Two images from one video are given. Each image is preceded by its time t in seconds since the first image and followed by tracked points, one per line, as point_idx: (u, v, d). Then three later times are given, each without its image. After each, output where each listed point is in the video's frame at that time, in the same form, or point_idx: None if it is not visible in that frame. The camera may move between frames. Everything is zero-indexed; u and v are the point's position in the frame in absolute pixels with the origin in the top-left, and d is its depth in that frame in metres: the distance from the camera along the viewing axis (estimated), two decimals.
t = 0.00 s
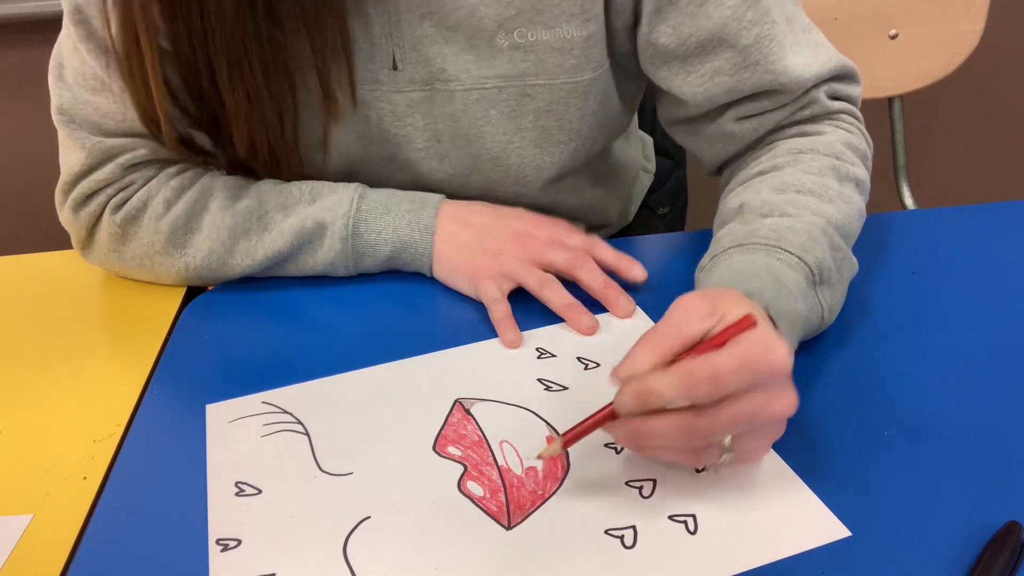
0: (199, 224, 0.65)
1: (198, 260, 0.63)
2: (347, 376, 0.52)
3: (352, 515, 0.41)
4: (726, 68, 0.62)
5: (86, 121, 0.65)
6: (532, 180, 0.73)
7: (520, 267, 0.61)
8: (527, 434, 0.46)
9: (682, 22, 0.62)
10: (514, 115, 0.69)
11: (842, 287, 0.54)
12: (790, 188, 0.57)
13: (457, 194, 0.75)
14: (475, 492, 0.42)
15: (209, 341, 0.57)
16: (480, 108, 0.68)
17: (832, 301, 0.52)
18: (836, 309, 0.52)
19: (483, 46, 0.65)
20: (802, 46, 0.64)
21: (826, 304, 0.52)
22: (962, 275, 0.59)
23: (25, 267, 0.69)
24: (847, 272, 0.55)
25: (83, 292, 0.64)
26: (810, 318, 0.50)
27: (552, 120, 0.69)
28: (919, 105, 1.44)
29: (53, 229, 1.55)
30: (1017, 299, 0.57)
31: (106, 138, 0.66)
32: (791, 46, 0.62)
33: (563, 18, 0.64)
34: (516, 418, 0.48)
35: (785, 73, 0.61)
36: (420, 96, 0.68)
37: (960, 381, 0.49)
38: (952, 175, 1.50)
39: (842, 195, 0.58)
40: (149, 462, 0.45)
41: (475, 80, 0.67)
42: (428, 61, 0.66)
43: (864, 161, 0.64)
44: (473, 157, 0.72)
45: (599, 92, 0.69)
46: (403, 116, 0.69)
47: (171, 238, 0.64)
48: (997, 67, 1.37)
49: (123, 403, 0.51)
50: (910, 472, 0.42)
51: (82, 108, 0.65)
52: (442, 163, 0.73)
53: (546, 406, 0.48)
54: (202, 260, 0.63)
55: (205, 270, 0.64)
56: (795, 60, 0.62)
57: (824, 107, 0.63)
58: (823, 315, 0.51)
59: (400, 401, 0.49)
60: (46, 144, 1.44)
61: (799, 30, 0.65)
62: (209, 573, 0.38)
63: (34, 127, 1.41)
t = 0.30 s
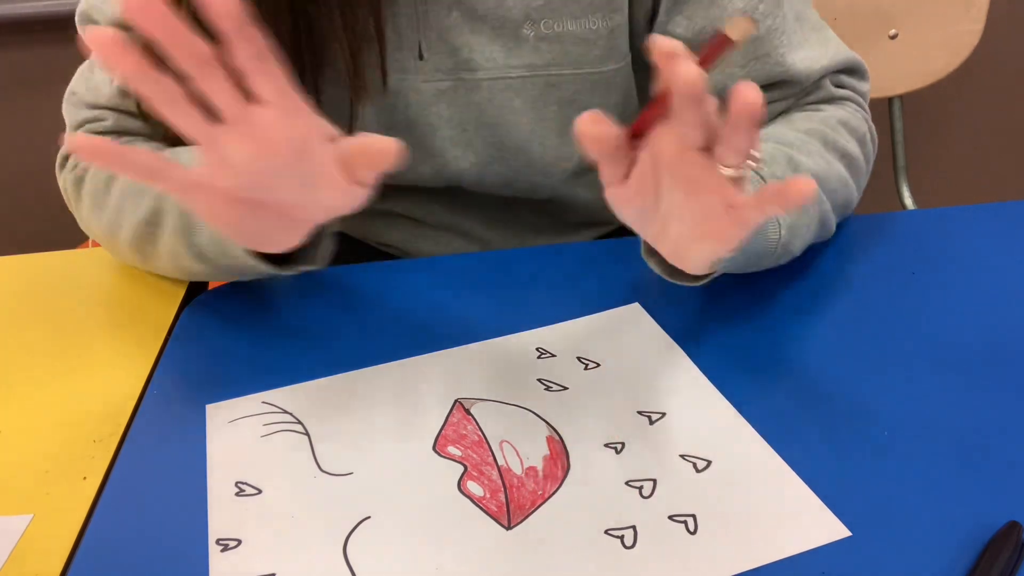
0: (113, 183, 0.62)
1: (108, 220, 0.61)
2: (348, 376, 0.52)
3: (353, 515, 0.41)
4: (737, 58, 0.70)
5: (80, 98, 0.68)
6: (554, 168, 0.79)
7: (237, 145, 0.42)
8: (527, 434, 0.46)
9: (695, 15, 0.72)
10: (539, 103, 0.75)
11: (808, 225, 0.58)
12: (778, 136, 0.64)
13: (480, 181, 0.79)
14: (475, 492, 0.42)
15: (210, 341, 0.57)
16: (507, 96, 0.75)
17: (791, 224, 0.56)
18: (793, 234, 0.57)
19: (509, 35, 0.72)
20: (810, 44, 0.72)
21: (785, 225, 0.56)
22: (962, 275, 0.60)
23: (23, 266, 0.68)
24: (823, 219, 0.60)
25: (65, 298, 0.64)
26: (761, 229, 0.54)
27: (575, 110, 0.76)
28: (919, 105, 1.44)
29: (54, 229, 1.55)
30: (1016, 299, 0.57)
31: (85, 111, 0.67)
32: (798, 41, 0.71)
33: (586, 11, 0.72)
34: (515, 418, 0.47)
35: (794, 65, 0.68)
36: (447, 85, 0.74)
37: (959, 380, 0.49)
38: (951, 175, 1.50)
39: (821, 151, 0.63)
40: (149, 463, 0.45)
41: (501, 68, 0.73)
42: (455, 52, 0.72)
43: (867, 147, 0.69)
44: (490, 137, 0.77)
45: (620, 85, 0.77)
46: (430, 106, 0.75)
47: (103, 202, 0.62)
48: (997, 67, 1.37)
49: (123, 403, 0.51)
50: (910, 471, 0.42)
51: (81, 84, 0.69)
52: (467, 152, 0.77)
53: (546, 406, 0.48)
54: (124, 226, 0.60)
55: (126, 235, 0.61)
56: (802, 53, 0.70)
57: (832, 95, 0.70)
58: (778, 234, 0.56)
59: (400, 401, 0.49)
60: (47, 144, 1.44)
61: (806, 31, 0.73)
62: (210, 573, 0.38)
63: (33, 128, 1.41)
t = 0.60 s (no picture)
0: (140, 212, 0.61)
1: (134, 249, 0.60)
2: (348, 375, 0.52)
3: (352, 515, 0.41)
4: (739, 57, 0.66)
5: (46, 110, 0.64)
6: (551, 174, 0.77)
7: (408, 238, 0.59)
8: (526, 434, 0.46)
9: (694, 15, 0.66)
10: (528, 113, 0.72)
11: (834, 258, 0.57)
12: (796, 159, 0.61)
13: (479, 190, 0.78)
14: (475, 492, 0.42)
15: (210, 341, 0.57)
16: (496, 105, 0.71)
17: (817, 264, 0.55)
18: (821, 273, 0.56)
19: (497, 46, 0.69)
20: (816, 32, 0.67)
21: (812, 268, 0.55)
22: (962, 274, 0.59)
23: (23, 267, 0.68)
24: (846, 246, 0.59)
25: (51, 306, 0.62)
26: (791, 278, 0.53)
27: (565, 119, 0.73)
28: (919, 105, 1.44)
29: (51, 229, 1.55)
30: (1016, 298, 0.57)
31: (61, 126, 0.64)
32: (804, 32, 0.66)
33: (575, 18, 0.68)
34: (516, 418, 0.47)
35: (797, 59, 0.65)
36: (437, 96, 0.71)
37: (959, 379, 0.49)
38: (951, 175, 1.50)
39: (847, 169, 0.61)
40: (151, 463, 0.45)
41: (490, 79, 0.70)
42: (441, 62, 0.69)
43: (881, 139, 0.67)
44: (494, 152, 0.75)
45: (611, 91, 0.74)
46: (421, 117, 0.72)
47: (113, 225, 0.61)
48: (997, 67, 1.37)
49: (122, 403, 0.51)
50: (910, 470, 0.42)
51: (42, 94, 0.64)
52: (461, 162, 0.76)
53: (545, 406, 0.48)
54: (142, 249, 0.60)
55: (144, 260, 0.60)
56: (805, 43, 0.65)
57: (841, 88, 0.67)
58: (808, 276, 0.54)
59: (400, 401, 0.49)
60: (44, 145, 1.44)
61: (812, 13, 0.68)
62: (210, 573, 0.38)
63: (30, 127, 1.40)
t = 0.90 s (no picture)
0: (132, 248, 0.61)
1: (134, 288, 0.60)
2: (346, 376, 0.52)
3: (353, 515, 0.41)
4: (740, 97, 0.62)
5: (21, 141, 0.62)
6: (531, 210, 0.76)
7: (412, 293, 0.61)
8: (527, 434, 0.46)
9: (690, 60, 0.62)
10: (510, 152, 0.71)
11: (841, 294, 0.53)
12: (801, 194, 0.57)
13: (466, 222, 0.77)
14: (475, 492, 0.42)
15: (210, 346, 0.57)
16: (477, 146, 0.70)
17: (823, 303, 0.52)
18: (827, 311, 0.52)
19: (477, 87, 0.67)
20: (824, 60, 0.62)
21: (817, 308, 0.51)
22: (961, 275, 0.59)
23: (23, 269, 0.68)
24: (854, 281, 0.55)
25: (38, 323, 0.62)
26: (794, 321, 0.49)
27: (545, 157, 0.71)
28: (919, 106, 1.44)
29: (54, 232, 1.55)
30: (1015, 299, 0.57)
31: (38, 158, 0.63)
32: (808, 62, 0.61)
33: (554, 64, 0.65)
34: (516, 418, 0.48)
35: (801, 97, 0.60)
36: (419, 136, 0.70)
37: (958, 380, 0.49)
38: (952, 176, 1.50)
39: (857, 198, 0.57)
40: (153, 462, 0.46)
41: (471, 120, 0.69)
42: (423, 104, 0.68)
43: (896, 160, 0.62)
44: (476, 187, 0.74)
45: (592, 129, 0.71)
46: (402, 157, 0.72)
47: (106, 265, 0.60)
48: (998, 67, 1.37)
49: (123, 403, 0.51)
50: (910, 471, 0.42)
51: (15, 124, 0.62)
52: (442, 200, 0.75)
53: (545, 406, 0.48)
54: (141, 286, 0.60)
55: (145, 296, 0.60)
56: (810, 75, 0.61)
57: (850, 112, 0.63)
58: (812, 317, 0.51)
59: (401, 401, 0.49)
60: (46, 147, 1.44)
61: (817, 37, 0.63)
62: (210, 573, 0.38)
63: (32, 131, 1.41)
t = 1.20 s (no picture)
0: (130, 260, 0.61)
1: (133, 299, 0.59)
2: (346, 376, 0.52)
3: (352, 514, 0.41)
4: (754, 124, 0.60)
5: (13, 153, 0.63)
6: (529, 229, 0.76)
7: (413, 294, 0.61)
8: (526, 434, 0.46)
9: (700, 89, 0.60)
10: (506, 174, 0.70)
11: (853, 311, 0.52)
12: (812, 208, 0.56)
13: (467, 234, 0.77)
14: (474, 492, 0.42)
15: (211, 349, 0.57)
16: (474, 168, 0.70)
17: (834, 319, 0.50)
18: (839, 328, 0.50)
19: (475, 109, 0.67)
20: (840, 78, 0.60)
21: (828, 325, 0.49)
22: (963, 277, 0.59)
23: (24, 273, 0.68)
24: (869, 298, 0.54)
25: (29, 334, 0.61)
26: (804, 340, 0.48)
27: (543, 179, 0.71)
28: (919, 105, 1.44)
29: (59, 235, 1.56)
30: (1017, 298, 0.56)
31: (31, 170, 0.63)
32: (823, 83, 0.59)
33: (551, 95, 0.64)
34: (516, 418, 0.48)
35: (816, 122, 0.58)
36: (416, 156, 0.70)
37: (960, 379, 0.48)
38: (953, 175, 1.50)
39: (870, 212, 0.55)
40: (152, 462, 0.46)
41: (467, 140, 0.68)
42: (419, 124, 0.68)
43: (914, 174, 0.61)
44: (471, 207, 0.74)
45: (590, 154, 0.70)
46: (398, 178, 0.72)
47: (101, 277, 0.60)
48: (997, 66, 1.37)
49: (123, 404, 0.52)
50: (909, 470, 0.42)
51: (7, 133, 0.63)
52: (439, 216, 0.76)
53: (545, 406, 0.48)
54: (138, 298, 0.59)
55: (143, 307, 0.59)
56: (826, 97, 0.59)
57: (865, 128, 0.61)
58: (823, 335, 0.49)
59: (399, 401, 0.49)
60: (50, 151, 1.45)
61: (832, 55, 0.60)
62: (209, 573, 0.38)
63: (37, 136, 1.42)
